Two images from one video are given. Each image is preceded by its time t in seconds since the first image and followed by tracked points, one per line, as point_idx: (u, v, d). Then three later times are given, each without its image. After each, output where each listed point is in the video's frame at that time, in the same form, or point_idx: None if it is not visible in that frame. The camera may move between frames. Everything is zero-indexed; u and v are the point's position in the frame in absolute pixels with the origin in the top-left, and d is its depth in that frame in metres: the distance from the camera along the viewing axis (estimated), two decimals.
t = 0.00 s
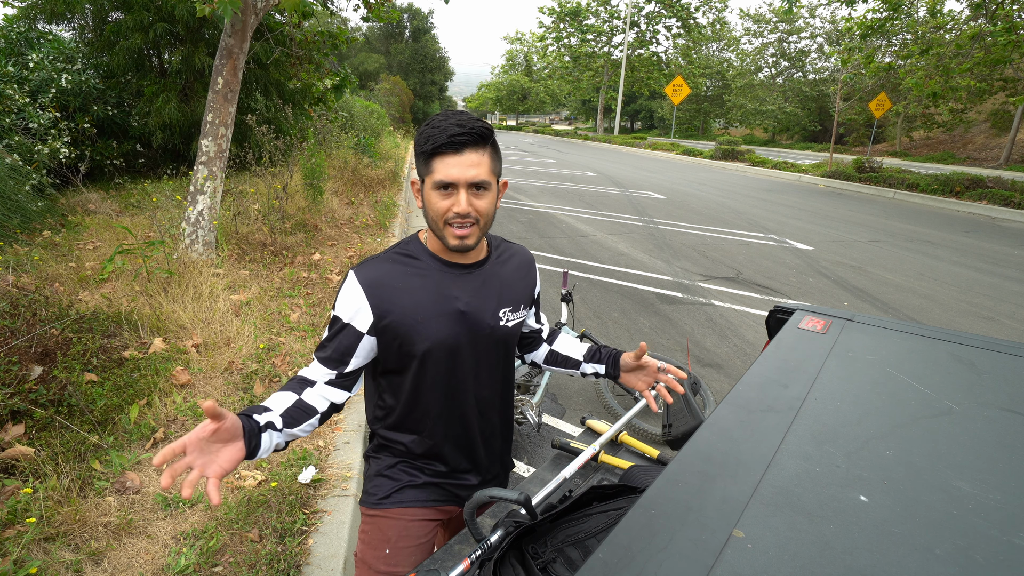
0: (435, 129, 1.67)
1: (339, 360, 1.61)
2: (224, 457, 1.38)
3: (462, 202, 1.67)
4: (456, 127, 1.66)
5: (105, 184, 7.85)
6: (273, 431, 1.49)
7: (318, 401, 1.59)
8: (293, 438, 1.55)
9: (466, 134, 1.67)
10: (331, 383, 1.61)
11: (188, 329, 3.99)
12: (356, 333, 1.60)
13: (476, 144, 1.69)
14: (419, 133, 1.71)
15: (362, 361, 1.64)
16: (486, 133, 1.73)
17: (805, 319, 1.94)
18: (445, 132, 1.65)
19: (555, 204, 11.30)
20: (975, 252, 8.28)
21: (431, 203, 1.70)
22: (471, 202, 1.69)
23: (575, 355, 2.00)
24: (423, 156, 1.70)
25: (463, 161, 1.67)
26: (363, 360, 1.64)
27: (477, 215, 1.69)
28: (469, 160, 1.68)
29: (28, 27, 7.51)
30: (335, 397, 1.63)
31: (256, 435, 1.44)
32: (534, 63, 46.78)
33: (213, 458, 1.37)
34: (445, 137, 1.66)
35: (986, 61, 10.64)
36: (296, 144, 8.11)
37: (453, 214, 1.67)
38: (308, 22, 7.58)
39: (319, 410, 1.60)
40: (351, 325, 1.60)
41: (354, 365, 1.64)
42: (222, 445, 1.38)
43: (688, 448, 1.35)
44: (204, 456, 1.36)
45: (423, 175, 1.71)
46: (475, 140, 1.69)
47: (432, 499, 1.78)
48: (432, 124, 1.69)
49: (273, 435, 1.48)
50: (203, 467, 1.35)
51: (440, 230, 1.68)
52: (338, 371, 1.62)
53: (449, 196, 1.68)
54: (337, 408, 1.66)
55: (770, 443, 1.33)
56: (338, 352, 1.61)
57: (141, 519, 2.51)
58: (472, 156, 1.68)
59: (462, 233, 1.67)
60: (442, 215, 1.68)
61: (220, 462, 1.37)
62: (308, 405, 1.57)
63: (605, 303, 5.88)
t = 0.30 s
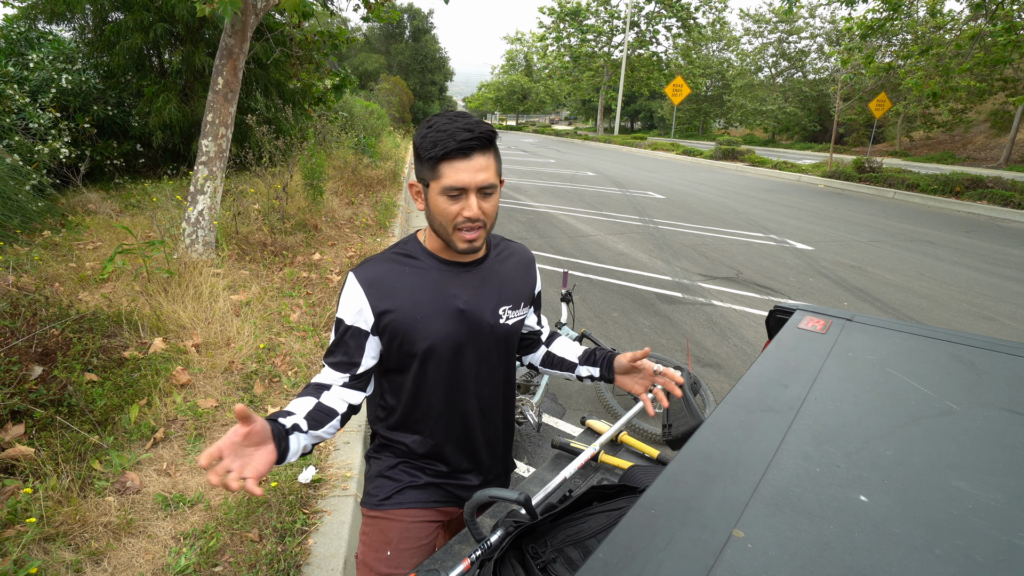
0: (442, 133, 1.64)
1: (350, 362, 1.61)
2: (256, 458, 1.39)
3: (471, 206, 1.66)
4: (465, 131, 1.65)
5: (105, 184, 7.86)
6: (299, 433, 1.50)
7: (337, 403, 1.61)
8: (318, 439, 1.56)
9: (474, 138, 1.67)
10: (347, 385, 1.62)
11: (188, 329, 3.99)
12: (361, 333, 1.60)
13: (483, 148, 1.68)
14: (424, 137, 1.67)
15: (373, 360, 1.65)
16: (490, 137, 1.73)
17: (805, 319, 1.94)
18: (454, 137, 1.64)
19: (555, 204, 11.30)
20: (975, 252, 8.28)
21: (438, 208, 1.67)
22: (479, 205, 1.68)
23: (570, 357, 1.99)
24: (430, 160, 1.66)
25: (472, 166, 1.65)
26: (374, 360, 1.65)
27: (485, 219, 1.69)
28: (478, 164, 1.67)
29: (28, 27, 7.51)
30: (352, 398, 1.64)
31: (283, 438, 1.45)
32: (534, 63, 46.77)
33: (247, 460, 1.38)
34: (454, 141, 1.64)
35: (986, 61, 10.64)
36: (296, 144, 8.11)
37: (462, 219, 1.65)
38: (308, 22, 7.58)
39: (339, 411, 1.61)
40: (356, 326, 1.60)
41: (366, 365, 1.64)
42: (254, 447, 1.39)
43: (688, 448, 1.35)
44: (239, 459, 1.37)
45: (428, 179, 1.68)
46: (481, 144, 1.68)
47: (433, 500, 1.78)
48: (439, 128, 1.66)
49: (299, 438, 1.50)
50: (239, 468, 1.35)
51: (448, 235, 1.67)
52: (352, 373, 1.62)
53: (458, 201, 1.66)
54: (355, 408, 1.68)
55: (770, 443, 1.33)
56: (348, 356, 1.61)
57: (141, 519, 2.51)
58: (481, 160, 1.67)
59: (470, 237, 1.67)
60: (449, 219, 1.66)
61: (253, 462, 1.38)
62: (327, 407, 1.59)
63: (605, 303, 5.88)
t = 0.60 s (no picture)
0: (449, 134, 1.64)
1: (353, 362, 1.61)
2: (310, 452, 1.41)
3: (476, 209, 1.66)
4: (472, 134, 1.65)
5: (105, 184, 7.86)
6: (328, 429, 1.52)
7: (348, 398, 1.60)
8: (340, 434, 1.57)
9: (479, 142, 1.66)
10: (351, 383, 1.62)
11: (188, 329, 3.99)
12: (362, 332, 1.61)
13: (489, 151, 1.69)
14: (430, 137, 1.67)
15: (374, 361, 1.65)
16: (495, 141, 1.72)
17: (805, 319, 1.94)
18: (462, 139, 1.63)
19: (555, 204, 11.30)
20: (975, 252, 8.28)
21: (441, 209, 1.66)
22: (483, 207, 1.68)
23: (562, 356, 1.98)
24: (434, 161, 1.65)
25: (477, 169, 1.65)
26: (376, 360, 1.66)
27: (487, 221, 1.69)
28: (482, 167, 1.66)
29: (28, 27, 7.51)
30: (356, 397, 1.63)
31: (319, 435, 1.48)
32: (534, 63, 46.76)
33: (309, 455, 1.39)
34: (461, 144, 1.64)
35: (986, 61, 10.65)
36: (296, 144, 8.11)
37: (466, 221, 1.65)
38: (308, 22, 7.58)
39: (349, 408, 1.60)
40: (356, 325, 1.60)
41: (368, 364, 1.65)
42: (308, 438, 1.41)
43: (688, 448, 1.35)
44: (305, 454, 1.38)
45: (432, 180, 1.67)
46: (487, 147, 1.68)
47: (434, 500, 1.78)
48: (445, 129, 1.65)
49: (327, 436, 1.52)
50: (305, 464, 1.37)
51: (452, 236, 1.66)
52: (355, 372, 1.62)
53: (461, 203, 1.66)
54: (358, 407, 1.68)
55: (770, 443, 1.33)
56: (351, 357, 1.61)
57: (141, 519, 2.51)
58: (485, 163, 1.67)
59: (474, 239, 1.67)
60: (453, 220, 1.66)
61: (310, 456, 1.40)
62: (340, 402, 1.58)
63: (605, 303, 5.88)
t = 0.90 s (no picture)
0: (451, 138, 1.63)
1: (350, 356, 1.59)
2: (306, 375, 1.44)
3: (467, 215, 1.65)
4: (473, 141, 1.63)
5: (105, 184, 7.86)
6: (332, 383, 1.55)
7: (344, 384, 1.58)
8: (335, 409, 1.57)
9: (480, 149, 1.64)
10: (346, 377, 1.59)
11: (188, 329, 3.99)
12: (359, 328, 1.61)
13: (490, 159, 1.66)
14: (434, 138, 1.67)
15: (371, 357, 1.65)
16: (500, 149, 1.70)
17: (805, 319, 1.94)
18: (462, 145, 1.62)
19: (555, 204, 11.30)
20: (975, 252, 8.29)
21: (435, 210, 1.67)
22: (476, 214, 1.67)
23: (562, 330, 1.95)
24: (434, 162, 1.66)
25: (474, 175, 1.64)
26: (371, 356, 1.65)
27: (479, 230, 1.67)
28: (480, 174, 1.64)
29: (28, 27, 7.51)
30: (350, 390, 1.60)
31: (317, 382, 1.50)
32: (534, 63, 46.74)
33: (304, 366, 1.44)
34: (460, 149, 1.62)
35: (986, 61, 10.65)
36: (296, 144, 8.10)
37: (457, 226, 1.65)
38: (308, 22, 7.58)
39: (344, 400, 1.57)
40: (353, 321, 1.60)
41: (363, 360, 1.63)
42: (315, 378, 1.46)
43: (688, 448, 1.35)
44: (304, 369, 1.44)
45: (430, 180, 1.68)
46: (488, 156, 1.65)
47: (434, 499, 1.78)
48: (448, 132, 1.65)
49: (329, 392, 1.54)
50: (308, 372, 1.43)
51: (442, 239, 1.67)
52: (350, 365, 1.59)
53: (455, 207, 1.66)
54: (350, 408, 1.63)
55: (770, 443, 1.33)
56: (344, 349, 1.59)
57: (141, 519, 2.51)
58: (484, 171, 1.65)
59: (463, 245, 1.67)
60: (445, 223, 1.66)
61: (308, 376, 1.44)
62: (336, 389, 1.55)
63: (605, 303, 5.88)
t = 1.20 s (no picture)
0: (435, 125, 1.69)
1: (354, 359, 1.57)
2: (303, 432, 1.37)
3: (457, 199, 1.67)
4: (456, 124, 1.68)
5: (105, 184, 7.86)
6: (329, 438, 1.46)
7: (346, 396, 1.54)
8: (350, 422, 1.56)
9: (465, 131, 1.69)
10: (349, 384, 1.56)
11: (188, 329, 3.99)
12: (362, 329, 1.59)
13: (476, 141, 1.70)
14: (421, 129, 1.73)
15: (374, 358, 1.64)
16: (486, 133, 1.74)
17: (805, 319, 1.94)
18: (445, 128, 1.67)
19: (555, 204, 11.30)
20: (975, 252, 8.29)
21: (428, 199, 1.70)
22: (467, 197, 1.69)
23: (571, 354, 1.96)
24: (423, 151, 1.71)
25: (461, 158, 1.68)
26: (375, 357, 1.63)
27: (471, 213, 1.68)
28: (467, 157, 1.68)
29: (28, 27, 7.51)
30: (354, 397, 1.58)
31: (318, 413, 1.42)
32: (534, 63, 46.76)
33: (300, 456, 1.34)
34: (444, 133, 1.67)
35: (986, 61, 10.65)
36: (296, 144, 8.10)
37: (448, 211, 1.67)
38: (308, 22, 7.58)
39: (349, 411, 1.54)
40: (358, 321, 1.58)
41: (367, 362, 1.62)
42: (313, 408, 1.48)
43: (688, 448, 1.35)
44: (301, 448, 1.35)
45: (422, 170, 1.72)
46: (473, 138, 1.70)
47: (433, 499, 1.78)
48: (434, 121, 1.71)
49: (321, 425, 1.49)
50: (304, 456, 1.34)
51: (435, 227, 1.68)
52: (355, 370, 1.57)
53: (446, 192, 1.69)
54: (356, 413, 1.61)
55: (770, 443, 1.33)
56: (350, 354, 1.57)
57: (141, 519, 2.51)
58: (471, 154, 1.69)
59: (457, 230, 1.67)
60: (436, 210, 1.68)
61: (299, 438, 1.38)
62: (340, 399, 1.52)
63: (604, 303, 5.88)
